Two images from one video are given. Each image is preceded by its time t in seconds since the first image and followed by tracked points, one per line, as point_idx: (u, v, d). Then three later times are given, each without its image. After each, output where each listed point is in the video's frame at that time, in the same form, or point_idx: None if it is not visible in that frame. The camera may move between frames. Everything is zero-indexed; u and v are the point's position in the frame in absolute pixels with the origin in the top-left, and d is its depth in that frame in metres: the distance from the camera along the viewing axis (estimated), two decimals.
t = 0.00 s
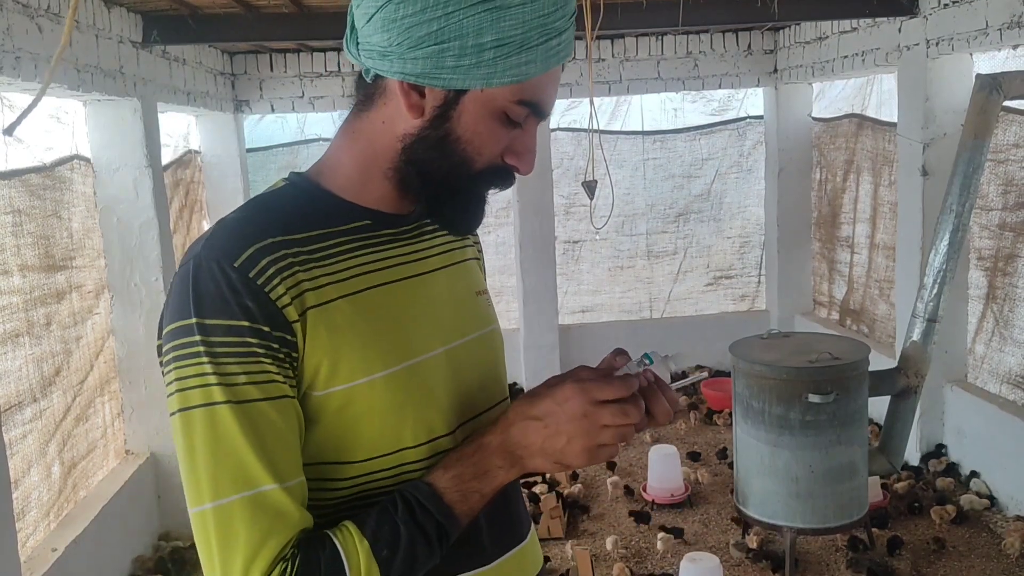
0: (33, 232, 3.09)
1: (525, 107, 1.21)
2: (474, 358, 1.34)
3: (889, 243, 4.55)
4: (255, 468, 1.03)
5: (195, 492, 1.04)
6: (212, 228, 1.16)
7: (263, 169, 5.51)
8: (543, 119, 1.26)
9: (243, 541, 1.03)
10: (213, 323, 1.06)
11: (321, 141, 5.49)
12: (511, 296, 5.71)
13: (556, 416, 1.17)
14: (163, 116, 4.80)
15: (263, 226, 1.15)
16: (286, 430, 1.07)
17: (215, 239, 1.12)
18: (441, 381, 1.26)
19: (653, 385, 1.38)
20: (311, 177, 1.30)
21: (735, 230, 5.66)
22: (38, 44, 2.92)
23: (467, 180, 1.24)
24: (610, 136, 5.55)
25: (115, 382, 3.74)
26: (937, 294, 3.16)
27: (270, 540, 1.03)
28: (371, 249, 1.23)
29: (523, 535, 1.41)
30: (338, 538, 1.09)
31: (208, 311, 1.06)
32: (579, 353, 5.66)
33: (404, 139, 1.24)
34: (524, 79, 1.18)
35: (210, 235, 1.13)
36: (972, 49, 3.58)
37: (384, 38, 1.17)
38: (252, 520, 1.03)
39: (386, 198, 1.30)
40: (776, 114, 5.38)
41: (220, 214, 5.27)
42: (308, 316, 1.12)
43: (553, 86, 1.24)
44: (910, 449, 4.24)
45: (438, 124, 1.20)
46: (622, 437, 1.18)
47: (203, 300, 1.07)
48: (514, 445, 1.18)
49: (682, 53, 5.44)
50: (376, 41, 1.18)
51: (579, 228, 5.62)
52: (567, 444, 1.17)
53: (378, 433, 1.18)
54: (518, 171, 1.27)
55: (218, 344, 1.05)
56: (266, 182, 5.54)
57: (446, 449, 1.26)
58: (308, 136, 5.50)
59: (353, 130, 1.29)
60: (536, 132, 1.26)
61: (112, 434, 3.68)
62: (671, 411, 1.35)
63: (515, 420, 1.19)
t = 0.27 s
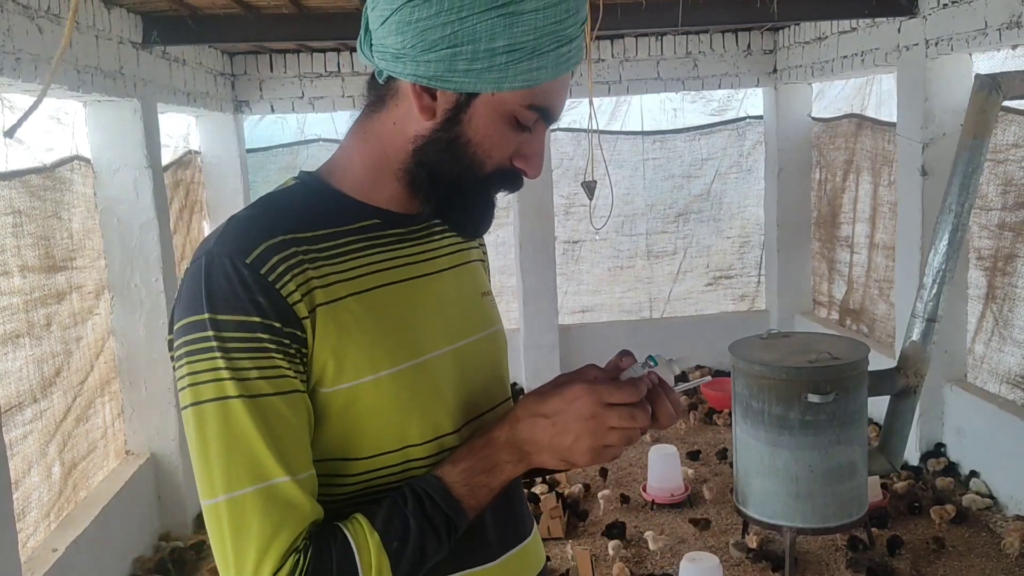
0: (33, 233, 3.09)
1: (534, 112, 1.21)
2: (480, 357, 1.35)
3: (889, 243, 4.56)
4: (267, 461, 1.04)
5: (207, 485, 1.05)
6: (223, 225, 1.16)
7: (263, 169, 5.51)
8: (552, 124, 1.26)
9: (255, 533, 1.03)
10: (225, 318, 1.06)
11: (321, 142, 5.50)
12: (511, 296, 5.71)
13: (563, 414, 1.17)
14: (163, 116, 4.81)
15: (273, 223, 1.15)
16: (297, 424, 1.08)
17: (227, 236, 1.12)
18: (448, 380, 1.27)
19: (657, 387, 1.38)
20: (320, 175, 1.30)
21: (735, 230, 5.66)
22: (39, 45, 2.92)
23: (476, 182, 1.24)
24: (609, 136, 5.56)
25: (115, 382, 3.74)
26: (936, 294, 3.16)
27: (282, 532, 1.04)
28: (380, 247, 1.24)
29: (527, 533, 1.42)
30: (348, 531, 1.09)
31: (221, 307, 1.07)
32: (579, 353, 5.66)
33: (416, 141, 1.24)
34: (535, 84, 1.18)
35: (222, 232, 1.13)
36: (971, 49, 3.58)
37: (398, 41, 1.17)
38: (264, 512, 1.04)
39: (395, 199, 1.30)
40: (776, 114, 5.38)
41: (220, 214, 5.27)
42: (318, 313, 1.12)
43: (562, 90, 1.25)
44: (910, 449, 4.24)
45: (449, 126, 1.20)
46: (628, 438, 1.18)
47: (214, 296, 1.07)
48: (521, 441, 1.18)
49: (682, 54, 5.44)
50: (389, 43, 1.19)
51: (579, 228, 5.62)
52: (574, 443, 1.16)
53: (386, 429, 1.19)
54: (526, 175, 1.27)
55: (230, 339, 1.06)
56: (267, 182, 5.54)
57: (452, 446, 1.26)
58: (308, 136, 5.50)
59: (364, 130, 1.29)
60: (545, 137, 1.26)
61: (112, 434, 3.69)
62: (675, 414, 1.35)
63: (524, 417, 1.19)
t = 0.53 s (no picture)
0: (33, 233, 3.09)
1: (543, 112, 1.21)
2: (485, 355, 1.35)
3: (888, 242, 4.56)
4: (278, 453, 1.04)
5: (218, 477, 1.05)
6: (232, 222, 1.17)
7: (263, 169, 5.52)
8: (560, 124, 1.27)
9: (266, 524, 1.03)
10: (237, 313, 1.06)
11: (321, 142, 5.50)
12: (510, 296, 5.71)
13: (569, 410, 1.18)
14: (163, 116, 4.81)
15: (283, 219, 1.16)
16: (307, 417, 1.08)
17: (238, 231, 1.12)
18: (454, 376, 1.27)
19: (662, 385, 1.38)
20: (329, 173, 1.30)
21: (735, 230, 5.66)
22: (38, 45, 2.92)
23: (485, 181, 1.24)
24: (609, 136, 5.56)
25: (115, 382, 3.75)
26: (936, 293, 3.16)
27: (292, 523, 1.04)
28: (387, 243, 1.24)
29: (531, 530, 1.42)
30: (357, 524, 1.09)
31: (232, 301, 1.07)
32: (579, 353, 5.66)
33: (428, 140, 1.24)
34: (546, 85, 1.19)
35: (233, 227, 1.13)
36: (970, 48, 3.58)
37: (409, 42, 1.17)
38: (274, 503, 1.04)
39: (404, 197, 1.30)
40: (775, 113, 5.38)
41: (220, 214, 5.27)
42: (327, 308, 1.13)
43: (570, 90, 1.25)
44: (910, 449, 4.24)
45: (461, 126, 1.20)
46: (635, 435, 1.19)
47: (226, 291, 1.07)
48: (528, 436, 1.18)
49: (681, 53, 5.44)
50: (400, 45, 1.18)
51: (578, 228, 5.62)
52: (580, 439, 1.17)
53: (394, 424, 1.19)
54: (534, 175, 1.28)
55: (242, 333, 1.06)
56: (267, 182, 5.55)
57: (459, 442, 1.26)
58: (308, 135, 5.50)
59: (375, 127, 1.28)
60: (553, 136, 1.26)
61: (112, 434, 3.69)
62: (679, 412, 1.35)
63: (530, 412, 1.19)
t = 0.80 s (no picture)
0: (32, 233, 3.09)
1: (559, 106, 1.26)
2: (491, 354, 1.34)
3: (888, 242, 4.55)
4: (284, 450, 1.04)
5: (224, 473, 1.05)
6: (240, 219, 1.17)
7: (263, 169, 5.52)
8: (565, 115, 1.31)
9: (270, 521, 1.03)
10: (245, 310, 1.06)
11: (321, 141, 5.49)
12: (510, 295, 5.71)
13: (570, 410, 1.17)
14: (163, 116, 4.81)
15: (291, 216, 1.15)
16: (313, 415, 1.08)
17: (246, 229, 1.12)
18: (459, 374, 1.26)
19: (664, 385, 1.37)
20: (337, 171, 1.29)
21: (735, 230, 5.66)
22: (37, 44, 2.92)
23: (507, 179, 1.26)
24: (609, 136, 5.56)
25: (115, 382, 3.74)
26: (936, 292, 3.15)
27: (297, 521, 1.04)
28: (393, 240, 1.23)
29: (534, 528, 1.41)
30: (361, 522, 1.09)
31: (240, 298, 1.07)
32: (579, 353, 5.66)
33: (458, 146, 1.24)
34: (569, 84, 1.24)
35: (241, 224, 1.13)
36: (970, 47, 3.58)
37: (449, 55, 1.16)
38: (279, 501, 1.04)
39: (416, 197, 1.29)
40: (775, 112, 5.38)
41: (220, 214, 5.27)
42: (334, 306, 1.13)
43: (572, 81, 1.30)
44: (910, 448, 4.23)
45: (499, 131, 1.21)
46: (635, 434, 1.17)
47: (234, 287, 1.07)
48: (530, 435, 1.18)
49: (681, 53, 5.44)
50: (438, 57, 1.16)
51: (578, 227, 5.62)
52: (581, 439, 1.16)
53: (398, 422, 1.19)
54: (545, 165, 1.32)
55: (250, 330, 1.05)
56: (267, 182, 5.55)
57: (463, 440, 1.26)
58: (308, 135, 5.51)
59: (386, 130, 1.26)
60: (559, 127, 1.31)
61: (112, 434, 3.68)
62: (680, 411, 1.34)
63: (533, 411, 1.19)
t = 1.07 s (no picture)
0: (32, 233, 3.09)
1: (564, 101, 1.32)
2: (496, 353, 1.36)
3: (888, 241, 4.56)
4: (312, 449, 1.03)
5: (250, 470, 1.03)
6: (259, 211, 1.15)
7: (263, 169, 5.52)
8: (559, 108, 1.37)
9: (298, 520, 1.03)
10: (276, 305, 1.05)
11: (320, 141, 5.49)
12: (510, 295, 5.70)
13: (579, 407, 1.18)
14: (163, 116, 4.82)
15: (314, 210, 1.14)
16: (338, 414, 1.07)
17: (270, 222, 1.11)
18: (472, 373, 1.27)
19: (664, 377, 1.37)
20: (349, 163, 1.27)
21: (734, 229, 5.66)
22: (36, 44, 2.92)
23: (521, 173, 1.29)
24: (608, 135, 5.55)
25: (114, 382, 3.74)
26: (936, 291, 3.15)
27: (324, 521, 1.03)
28: (412, 239, 1.23)
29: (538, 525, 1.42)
30: (385, 523, 1.09)
31: (270, 293, 1.05)
32: (579, 353, 5.66)
33: (478, 145, 1.24)
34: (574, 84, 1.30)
35: (266, 216, 1.12)
36: (970, 47, 3.58)
37: (483, 58, 1.17)
38: (306, 500, 1.03)
39: (429, 195, 1.28)
40: (775, 112, 5.38)
41: (220, 214, 5.27)
42: (358, 304, 1.12)
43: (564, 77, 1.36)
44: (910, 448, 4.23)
45: (517, 130, 1.25)
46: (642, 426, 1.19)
47: (263, 282, 1.06)
48: (542, 434, 1.18)
49: (680, 52, 5.44)
50: (474, 60, 1.17)
51: (578, 227, 5.62)
52: (594, 433, 1.17)
53: (414, 420, 1.19)
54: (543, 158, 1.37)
55: (279, 325, 1.04)
56: (266, 182, 5.56)
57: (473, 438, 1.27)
58: (307, 135, 5.53)
59: (404, 129, 1.23)
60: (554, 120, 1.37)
61: (112, 434, 3.68)
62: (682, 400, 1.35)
63: (542, 409, 1.19)
